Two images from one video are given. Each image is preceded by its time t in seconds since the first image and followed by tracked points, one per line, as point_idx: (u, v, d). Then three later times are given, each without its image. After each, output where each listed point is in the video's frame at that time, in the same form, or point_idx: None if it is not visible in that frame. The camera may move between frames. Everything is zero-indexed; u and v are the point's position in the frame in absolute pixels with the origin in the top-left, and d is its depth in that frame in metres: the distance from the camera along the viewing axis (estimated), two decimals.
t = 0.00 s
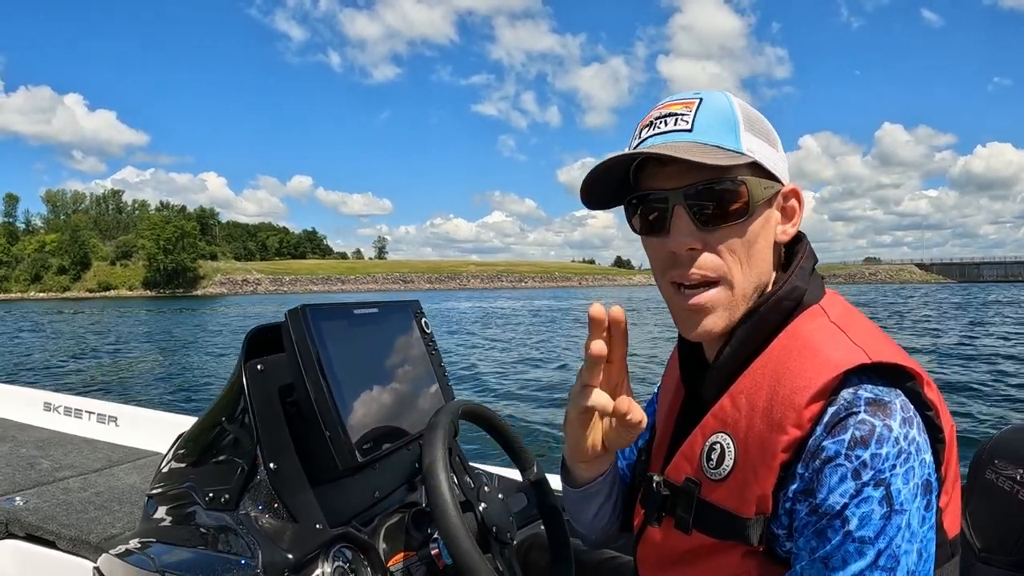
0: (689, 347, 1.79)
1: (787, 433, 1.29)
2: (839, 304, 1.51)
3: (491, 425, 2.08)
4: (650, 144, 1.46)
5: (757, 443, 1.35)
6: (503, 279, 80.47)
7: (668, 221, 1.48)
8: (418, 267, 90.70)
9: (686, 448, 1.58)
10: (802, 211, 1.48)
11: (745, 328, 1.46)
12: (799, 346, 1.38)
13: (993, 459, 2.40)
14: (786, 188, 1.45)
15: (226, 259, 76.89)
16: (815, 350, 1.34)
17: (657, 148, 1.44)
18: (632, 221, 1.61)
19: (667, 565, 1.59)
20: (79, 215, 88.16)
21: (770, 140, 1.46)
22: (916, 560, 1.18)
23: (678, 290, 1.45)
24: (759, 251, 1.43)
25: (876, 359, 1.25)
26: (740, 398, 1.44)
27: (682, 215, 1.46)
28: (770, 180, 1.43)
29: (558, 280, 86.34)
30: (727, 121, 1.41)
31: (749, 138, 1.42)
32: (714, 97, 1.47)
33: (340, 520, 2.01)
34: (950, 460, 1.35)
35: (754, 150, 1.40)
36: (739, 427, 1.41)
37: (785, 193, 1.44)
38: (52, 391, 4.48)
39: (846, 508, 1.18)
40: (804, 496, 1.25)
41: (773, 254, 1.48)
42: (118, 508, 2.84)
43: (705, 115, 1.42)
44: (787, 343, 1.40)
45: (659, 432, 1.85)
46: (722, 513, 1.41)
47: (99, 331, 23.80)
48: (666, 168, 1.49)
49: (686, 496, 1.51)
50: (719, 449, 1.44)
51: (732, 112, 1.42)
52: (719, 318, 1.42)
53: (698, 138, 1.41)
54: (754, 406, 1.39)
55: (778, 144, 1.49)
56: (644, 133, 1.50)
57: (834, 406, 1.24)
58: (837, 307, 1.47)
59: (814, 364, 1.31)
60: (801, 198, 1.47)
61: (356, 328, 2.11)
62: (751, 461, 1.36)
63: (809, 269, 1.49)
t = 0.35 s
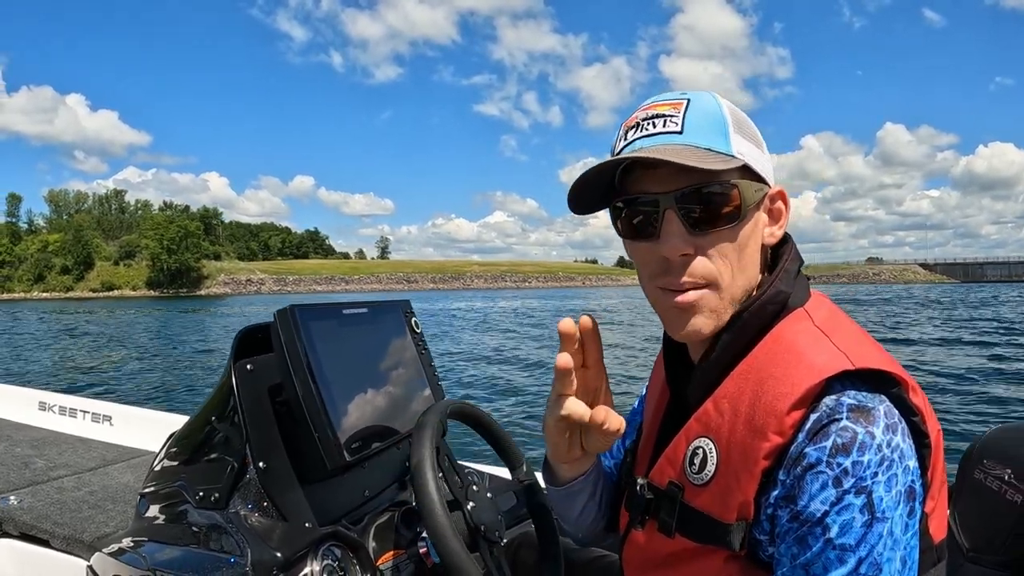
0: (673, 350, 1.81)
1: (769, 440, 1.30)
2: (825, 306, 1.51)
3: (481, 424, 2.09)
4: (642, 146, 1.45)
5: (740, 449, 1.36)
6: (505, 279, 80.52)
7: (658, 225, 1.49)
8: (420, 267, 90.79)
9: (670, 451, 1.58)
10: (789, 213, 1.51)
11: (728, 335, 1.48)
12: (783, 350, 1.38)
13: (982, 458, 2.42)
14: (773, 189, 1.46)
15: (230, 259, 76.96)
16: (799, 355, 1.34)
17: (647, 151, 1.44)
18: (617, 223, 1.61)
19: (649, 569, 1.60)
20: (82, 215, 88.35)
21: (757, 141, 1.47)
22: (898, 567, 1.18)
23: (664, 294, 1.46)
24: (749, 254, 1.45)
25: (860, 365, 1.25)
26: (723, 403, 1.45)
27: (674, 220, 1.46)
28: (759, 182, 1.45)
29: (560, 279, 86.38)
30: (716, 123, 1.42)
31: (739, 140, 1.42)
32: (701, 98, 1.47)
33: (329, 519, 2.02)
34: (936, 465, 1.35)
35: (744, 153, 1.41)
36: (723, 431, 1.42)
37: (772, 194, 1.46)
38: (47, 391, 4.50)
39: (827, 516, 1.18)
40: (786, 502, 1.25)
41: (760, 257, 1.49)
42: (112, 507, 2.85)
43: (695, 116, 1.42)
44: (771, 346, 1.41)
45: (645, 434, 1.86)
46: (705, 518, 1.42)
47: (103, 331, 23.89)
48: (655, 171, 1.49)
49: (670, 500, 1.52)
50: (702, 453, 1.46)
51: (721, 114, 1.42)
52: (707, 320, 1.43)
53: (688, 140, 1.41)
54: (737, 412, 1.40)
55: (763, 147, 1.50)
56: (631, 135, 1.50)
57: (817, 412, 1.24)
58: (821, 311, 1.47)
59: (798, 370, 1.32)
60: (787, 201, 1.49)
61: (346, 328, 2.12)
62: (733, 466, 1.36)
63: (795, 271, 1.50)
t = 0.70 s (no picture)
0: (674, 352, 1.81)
1: (768, 437, 1.30)
2: (823, 307, 1.52)
3: (480, 424, 2.09)
4: (639, 148, 1.45)
5: (739, 447, 1.35)
6: (508, 279, 80.52)
7: (656, 226, 1.48)
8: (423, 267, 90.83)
9: (670, 450, 1.58)
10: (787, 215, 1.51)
11: (728, 334, 1.48)
12: (782, 350, 1.38)
13: (979, 459, 2.42)
14: (772, 191, 1.47)
15: (234, 259, 77.07)
16: (798, 355, 1.34)
17: (648, 154, 1.43)
18: (616, 223, 1.62)
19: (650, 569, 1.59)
20: (85, 215, 88.49)
21: (754, 142, 1.47)
22: (897, 563, 1.18)
23: (666, 293, 1.45)
24: (747, 255, 1.44)
25: (858, 363, 1.25)
26: (723, 402, 1.44)
27: (673, 221, 1.46)
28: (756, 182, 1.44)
29: (563, 279, 86.34)
30: (714, 125, 1.42)
31: (736, 141, 1.42)
32: (699, 101, 1.48)
33: (329, 520, 2.03)
34: (934, 464, 1.34)
35: (741, 154, 1.41)
36: (722, 430, 1.42)
37: (771, 195, 1.47)
38: (45, 392, 4.51)
39: (826, 513, 1.18)
40: (784, 500, 1.25)
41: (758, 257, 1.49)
42: (110, 508, 2.86)
43: (693, 118, 1.42)
44: (770, 346, 1.41)
45: (646, 435, 1.85)
46: (705, 516, 1.41)
47: (107, 332, 23.94)
48: (655, 172, 1.49)
49: (670, 498, 1.52)
50: (702, 452, 1.45)
51: (718, 115, 1.43)
52: (708, 320, 1.43)
53: (686, 142, 1.41)
54: (736, 410, 1.40)
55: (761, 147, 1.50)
56: (629, 138, 1.50)
57: (815, 411, 1.24)
58: (820, 311, 1.47)
59: (797, 369, 1.31)
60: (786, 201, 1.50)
61: (345, 329, 2.13)
62: (732, 464, 1.36)
63: (794, 272, 1.50)
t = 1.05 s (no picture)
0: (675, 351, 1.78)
1: (763, 439, 1.27)
2: (823, 307, 1.48)
3: (473, 424, 2.08)
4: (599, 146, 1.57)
5: (734, 448, 1.33)
6: (511, 279, 80.48)
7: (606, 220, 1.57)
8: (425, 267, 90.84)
9: (667, 450, 1.56)
10: (765, 214, 1.40)
11: (724, 333, 1.45)
12: (779, 351, 1.35)
13: (978, 460, 2.40)
14: (744, 189, 1.39)
15: (236, 259, 77.08)
16: (795, 355, 1.31)
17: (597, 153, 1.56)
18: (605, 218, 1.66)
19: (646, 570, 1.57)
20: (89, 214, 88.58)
21: (729, 136, 1.41)
22: (895, 569, 1.16)
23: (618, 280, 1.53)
24: (689, 253, 1.41)
25: (855, 365, 1.23)
26: (719, 402, 1.42)
27: (613, 213, 1.52)
28: (714, 183, 1.40)
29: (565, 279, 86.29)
30: (666, 123, 1.44)
31: (688, 138, 1.41)
32: (673, 98, 1.49)
33: (322, 521, 2.01)
34: (935, 466, 1.31)
35: (686, 152, 1.41)
36: (718, 431, 1.39)
37: (743, 194, 1.38)
38: (39, 392, 4.49)
39: (823, 517, 1.16)
40: (782, 503, 1.22)
41: (724, 257, 1.43)
42: (103, 508, 2.85)
43: (648, 120, 1.49)
44: (766, 347, 1.38)
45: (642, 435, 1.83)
46: (700, 518, 1.39)
47: (111, 331, 23.95)
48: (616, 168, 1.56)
49: (666, 499, 1.49)
50: (698, 453, 1.43)
51: (676, 113, 1.44)
52: (639, 308, 1.46)
53: (632, 143, 1.50)
54: (732, 411, 1.37)
55: (745, 141, 1.42)
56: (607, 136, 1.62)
57: (813, 412, 1.21)
58: (819, 312, 1.45)
59: (793, 369, 1.29)
60: (763, 199, 1.39)
61: (338, 329, 2.11)
62: (727, 465, 1.34)
63: (792, 272, 1.47)
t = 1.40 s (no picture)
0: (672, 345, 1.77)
1: (757, 428, 1.25)
2: (821, 300, 1.47)
3: (469, 422, 2.06)
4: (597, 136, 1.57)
5: (727, 437, 1.31)
6: (514, 279, 80.43)
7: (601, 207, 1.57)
8: (428, 267, 90.83)
9: (660, 441, 1.54)
10: (751, 204, 1.37)
11: (720, 322, 1.43)
12: (775, 340, 1.34)
13: (977, 457, 2.38)
14: (733, 178, 1.36)
15: (240, 258, 77.18)
16: (790, 345, 1.30)
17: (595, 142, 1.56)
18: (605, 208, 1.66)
19: (637, 564, 1.55)
20: (93, 214, 88.68)
21: (719, 126, 1.40)
22: (890, 562, 1.13)
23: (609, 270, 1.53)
24: (674, 240, 1.39)
25: (851, 355, 1.21)
26: (713, 391, 1.40)
27: (606, 200, 1.52)
28: (706, 171, 1.38)
29: (569, 279, 86.24)
30: (659, 114, 1.43)
31: (677, 128, 1.40)
32: (671, 89, 1.48)
33: (314, 520, 2.00)
34: (931, 462, 1.29)
35: (673, 141, 1.40)
36: (712, 421, 1.37)
37: (730, 183, 1.36)
38: (34, 391, 4.48)
39: (818, 508, 1.13)
40: (776, 494, 1.20)
41: (709, 248, 1.40)
42: (95, 508, 2.84)
43: (645, 111, 1.47)
44: (762, 337, 1.37)
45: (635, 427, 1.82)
46: (692, 508, 1.37)
47: (115, 331, 23.99)
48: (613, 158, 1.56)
49: (659, 490, 1.48)
50: (691, 443, 1.41)
51: (669, 103, 1.43)
52: (627, 297, 1.45)
53: (627, 131, 1.50)
54: (726, 401, 1.35)
55: (736, 133, 1.40)
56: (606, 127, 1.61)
57: (808, 402, 1.20)
58: (816, 304, 1.43)
59: (788, 359, 1.27)
60: (749, 190, 1.36)
61: (331, 325, 2.10)
62: (721, 455, 1.32)
63: (789, 264, 1.46)
